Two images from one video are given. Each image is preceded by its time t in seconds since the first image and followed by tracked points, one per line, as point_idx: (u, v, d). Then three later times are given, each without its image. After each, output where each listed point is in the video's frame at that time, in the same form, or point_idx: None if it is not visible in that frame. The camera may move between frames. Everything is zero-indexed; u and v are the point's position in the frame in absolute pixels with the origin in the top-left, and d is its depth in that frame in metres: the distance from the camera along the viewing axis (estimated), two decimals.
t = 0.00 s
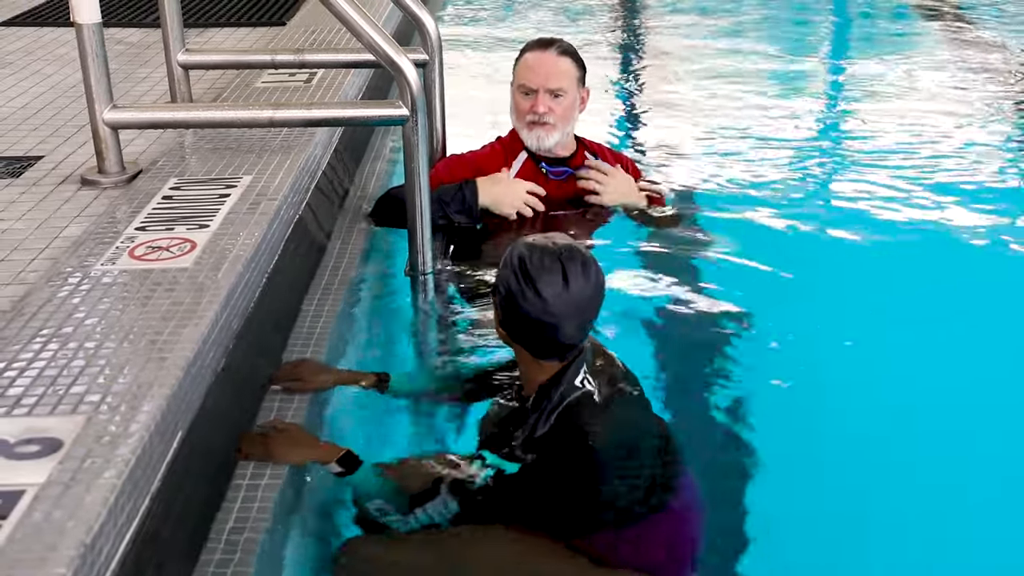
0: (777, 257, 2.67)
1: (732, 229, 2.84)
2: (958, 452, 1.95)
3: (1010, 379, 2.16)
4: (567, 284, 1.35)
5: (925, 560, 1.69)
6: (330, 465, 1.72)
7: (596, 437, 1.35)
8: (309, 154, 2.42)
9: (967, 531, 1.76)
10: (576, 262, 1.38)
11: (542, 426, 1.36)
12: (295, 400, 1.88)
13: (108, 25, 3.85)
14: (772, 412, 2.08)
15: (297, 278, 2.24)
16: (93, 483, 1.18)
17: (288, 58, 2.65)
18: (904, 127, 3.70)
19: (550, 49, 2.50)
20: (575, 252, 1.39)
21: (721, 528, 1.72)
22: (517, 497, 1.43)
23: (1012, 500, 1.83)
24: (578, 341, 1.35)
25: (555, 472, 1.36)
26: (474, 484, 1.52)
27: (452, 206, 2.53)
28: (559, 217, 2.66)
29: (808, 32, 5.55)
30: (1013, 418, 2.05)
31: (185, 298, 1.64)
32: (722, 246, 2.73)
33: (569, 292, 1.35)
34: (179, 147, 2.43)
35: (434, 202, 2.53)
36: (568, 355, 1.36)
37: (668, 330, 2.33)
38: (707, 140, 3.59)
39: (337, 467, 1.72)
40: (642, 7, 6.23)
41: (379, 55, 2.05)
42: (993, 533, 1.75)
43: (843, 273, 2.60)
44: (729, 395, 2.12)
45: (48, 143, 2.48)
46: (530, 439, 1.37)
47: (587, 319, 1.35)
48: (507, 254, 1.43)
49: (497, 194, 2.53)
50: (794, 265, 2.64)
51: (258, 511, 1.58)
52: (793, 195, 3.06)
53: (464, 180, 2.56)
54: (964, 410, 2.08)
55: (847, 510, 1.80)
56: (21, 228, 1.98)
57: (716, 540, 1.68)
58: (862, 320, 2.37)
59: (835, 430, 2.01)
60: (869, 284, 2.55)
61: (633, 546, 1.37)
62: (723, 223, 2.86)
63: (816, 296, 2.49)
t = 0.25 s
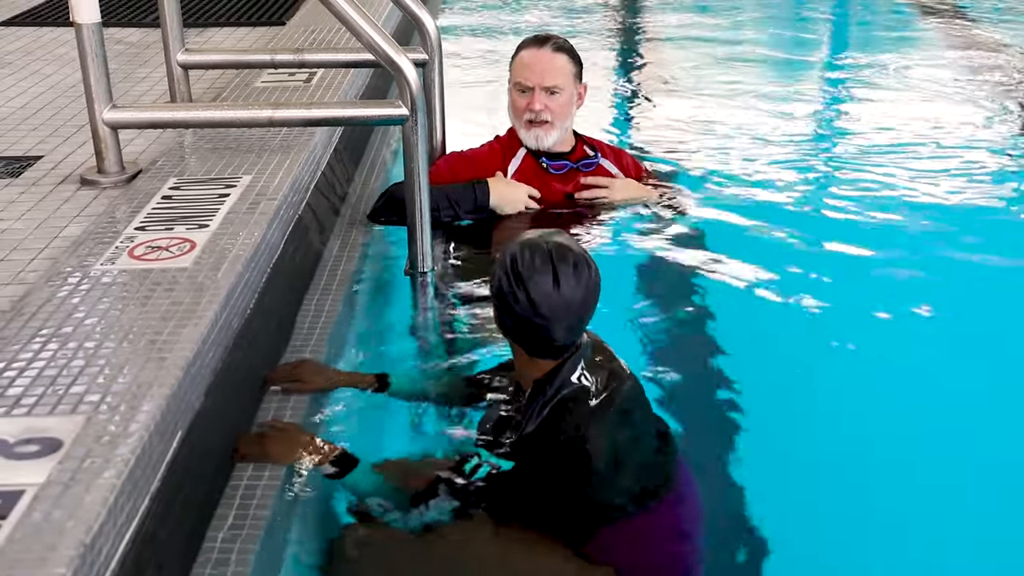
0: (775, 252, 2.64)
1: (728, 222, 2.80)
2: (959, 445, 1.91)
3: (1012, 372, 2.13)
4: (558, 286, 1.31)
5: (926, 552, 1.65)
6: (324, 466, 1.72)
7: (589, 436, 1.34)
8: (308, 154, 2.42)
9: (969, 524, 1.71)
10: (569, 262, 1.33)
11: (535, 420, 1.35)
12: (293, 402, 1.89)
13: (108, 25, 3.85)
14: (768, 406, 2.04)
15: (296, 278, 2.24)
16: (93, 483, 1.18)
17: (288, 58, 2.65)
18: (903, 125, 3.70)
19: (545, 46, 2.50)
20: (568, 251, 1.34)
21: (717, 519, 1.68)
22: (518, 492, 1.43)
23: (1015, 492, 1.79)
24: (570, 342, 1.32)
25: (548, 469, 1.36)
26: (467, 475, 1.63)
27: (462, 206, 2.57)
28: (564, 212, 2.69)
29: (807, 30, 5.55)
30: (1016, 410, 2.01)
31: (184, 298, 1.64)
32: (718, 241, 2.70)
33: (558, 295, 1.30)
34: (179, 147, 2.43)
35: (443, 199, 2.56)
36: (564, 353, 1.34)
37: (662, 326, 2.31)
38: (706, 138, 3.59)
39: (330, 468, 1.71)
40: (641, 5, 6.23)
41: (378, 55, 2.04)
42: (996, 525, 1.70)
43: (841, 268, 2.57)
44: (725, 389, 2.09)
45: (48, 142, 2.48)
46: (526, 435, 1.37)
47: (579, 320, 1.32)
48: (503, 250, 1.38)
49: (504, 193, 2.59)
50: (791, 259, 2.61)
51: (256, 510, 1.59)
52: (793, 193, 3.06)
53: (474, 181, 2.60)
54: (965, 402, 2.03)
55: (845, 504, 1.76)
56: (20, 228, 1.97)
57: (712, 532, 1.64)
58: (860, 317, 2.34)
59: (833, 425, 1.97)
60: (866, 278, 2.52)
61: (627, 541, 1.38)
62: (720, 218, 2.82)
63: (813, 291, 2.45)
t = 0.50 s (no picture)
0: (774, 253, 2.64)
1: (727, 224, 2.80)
2: (961, 448, 1.91)
3: (1012, 376, 2.12)
4: (549, 271, 1.32)
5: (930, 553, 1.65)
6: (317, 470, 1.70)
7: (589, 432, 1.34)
8: (307, 154, 2.42)
9: (972, 524, 1.72)
10: (560, 246, 1.34)
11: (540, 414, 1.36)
12: (292, 401, 1.88)
13: (107, 24, 3.85)
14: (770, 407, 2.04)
15: (296, 277, 2.24)
16: (92, 483, 1.18)
17: (287, 58, 2.65)
18: (903, 123, 3.70)
19: (545, 48, 2.49)
20: (559, 237, 1.35)
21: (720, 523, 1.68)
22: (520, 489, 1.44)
23: (1016, 493, 1.79)
24: (567, 327, 1.32)
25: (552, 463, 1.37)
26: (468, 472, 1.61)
27: (466, 208, 2.56)
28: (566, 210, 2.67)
29: (806, 28, 5.55)
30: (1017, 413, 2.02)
31: (183, 298, 1.64)
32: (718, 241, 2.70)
33: (551, 280, 1.31)
34: (178, 147, 2.42)
35: (446, 200, 2.56)
36: (564, 342, 1.34)
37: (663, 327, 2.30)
38: (706, 137, 3.59)
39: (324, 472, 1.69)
40: (640, 4, 6.23)
41: (378, 54, 2.05)
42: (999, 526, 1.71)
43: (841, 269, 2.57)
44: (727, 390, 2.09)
45: (47, 142, 2.48)
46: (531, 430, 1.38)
47: (573, 304, 1.32)
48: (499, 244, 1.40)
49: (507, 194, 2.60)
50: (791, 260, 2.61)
51: (256, 511, 1.58)
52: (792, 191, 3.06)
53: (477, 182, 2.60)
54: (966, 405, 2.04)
55: (849, 505, 1.76)
56: (19, 228, 1.97)
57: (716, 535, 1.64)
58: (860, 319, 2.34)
59: (835, 427, 1.97)
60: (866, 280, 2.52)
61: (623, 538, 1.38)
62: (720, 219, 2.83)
63: (813, 294, 2.46)
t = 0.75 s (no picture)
0: (774, 251, 2.63)
1: (727, 222, 2.79)
2: (961, 443, 1.90)
3: (1013, 373, 2.11)
4: (564, 270, 1.32)
5: (930, 550, 1.64)
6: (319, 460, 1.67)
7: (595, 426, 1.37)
8: (307, 153, 2.42)
9: (973, 521, 1.71)
10: (574, 246, 1.34)
11: (548, 411, 1.36)
12: (292, 399, 1.88)
13: (107, 23, 3.84)
14: (768, 406, 2.04)
15: (295, 277, 2.24)
16: (92, 482, 1.18)
17: (287, 57, 2.64)
18: (902, 122, 3.70)
19: (549, 51, 2.48)
20: (573, 237, 1.35)
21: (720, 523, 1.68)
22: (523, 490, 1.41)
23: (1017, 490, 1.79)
24: (576, 328, 1.33)
25: (558, 458, 1.38)
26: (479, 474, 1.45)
27: (468, 208, 2.57)
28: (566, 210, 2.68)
29: (805, 28, 5.55)
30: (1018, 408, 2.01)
31: (183, 297, 1.64)
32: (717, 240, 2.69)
33: (566, 279, 1.31)
34: (177, 147, 2.42)
35: (448, 201, 2.57)
36: (569, 342, 1.34)
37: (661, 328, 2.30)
38: (705, 136, 3.58)
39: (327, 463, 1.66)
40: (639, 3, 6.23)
41: (377, 54, 2.04)
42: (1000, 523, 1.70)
43: (840, 266, 2.56)
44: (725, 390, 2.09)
45: (47, 142, 2.47)
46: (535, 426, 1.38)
47: (586, 305, 1.32)
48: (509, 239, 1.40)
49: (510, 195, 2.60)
50: (791, 258, 2.60)
51: (256, 511, 1.58)
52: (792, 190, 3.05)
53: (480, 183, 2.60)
54: (967, 400, 2.03)
55: (848, 504, 1.76)
56: (19, 227, 1.97)
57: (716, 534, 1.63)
58: (860, 316, 2.33)
59: (834, 424, 1.96)
60: (865, 276, 2.51)
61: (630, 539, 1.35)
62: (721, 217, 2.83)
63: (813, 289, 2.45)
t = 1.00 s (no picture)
0: (774, 254, 2.64)
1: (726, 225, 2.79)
2: (960, 447, 1.91)
3: (1010, 376, 2.13)
4: (565, 278, 1.32)
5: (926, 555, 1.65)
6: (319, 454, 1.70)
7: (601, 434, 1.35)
8: (306, 154, 2.42)
9: (970, 526, 1.71)
10: (576, 253, 1.33)
11: (552, 423, 1.36)
12: (293, 400, 1.90)
13: (107, 23, 3.85)
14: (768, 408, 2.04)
15: (295, 277, 2.24)
16: (91, 483, 1.18)
17: (286, 58, 2.64)
18: (900, 122, 3.70)
19: (546, 48, 2.51)
20: (575, 244, 1.34)
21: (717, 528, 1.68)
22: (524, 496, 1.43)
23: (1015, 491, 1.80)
24: (577, 336, 1.33)
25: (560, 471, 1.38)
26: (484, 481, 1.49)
27: (468, 210, 2.56)
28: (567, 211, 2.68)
29: (805, 28, 5.55)
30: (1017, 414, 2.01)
31: (182, 298, 1.64)
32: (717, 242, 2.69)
33: (566, 287, 1.31)
34: (176, 147, 2.42)
35: (448, 201, 2.56)
36: (571, 350, 1.34)
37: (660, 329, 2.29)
38: (704, 136, 3.59)
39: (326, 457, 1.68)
40: (638, 4, 6.24)
41: (377, 55, 2.04)
42: (997, 528, 1.70)
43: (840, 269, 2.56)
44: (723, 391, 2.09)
45: (46, 142, 2.48)
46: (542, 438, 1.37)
47: (587, 313, 1.32)
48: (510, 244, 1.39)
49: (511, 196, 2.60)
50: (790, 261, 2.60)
51: (256, 511, 1.58)
52: (791, 191, 3.06)
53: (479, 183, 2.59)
54: (965, 406, 2.04)
55: (845, 508, 1.76)
56: (18, 228, 1.97)
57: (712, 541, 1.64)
58: (858, 320, 2.34)
59: (833, 429, 1.97)
60: (865, 279, 2.51)
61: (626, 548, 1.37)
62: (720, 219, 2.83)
63: (812, 293, 2.45)
